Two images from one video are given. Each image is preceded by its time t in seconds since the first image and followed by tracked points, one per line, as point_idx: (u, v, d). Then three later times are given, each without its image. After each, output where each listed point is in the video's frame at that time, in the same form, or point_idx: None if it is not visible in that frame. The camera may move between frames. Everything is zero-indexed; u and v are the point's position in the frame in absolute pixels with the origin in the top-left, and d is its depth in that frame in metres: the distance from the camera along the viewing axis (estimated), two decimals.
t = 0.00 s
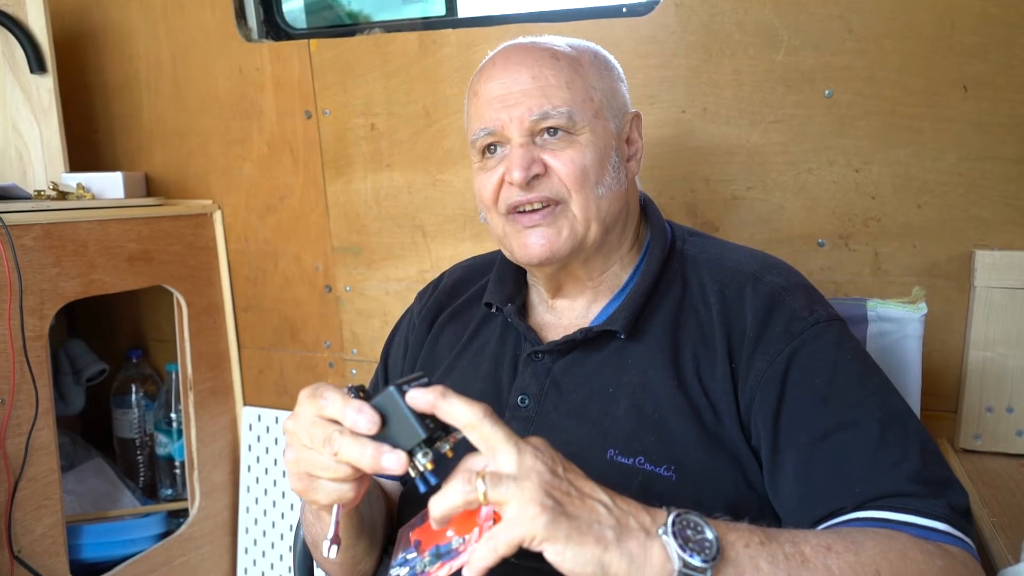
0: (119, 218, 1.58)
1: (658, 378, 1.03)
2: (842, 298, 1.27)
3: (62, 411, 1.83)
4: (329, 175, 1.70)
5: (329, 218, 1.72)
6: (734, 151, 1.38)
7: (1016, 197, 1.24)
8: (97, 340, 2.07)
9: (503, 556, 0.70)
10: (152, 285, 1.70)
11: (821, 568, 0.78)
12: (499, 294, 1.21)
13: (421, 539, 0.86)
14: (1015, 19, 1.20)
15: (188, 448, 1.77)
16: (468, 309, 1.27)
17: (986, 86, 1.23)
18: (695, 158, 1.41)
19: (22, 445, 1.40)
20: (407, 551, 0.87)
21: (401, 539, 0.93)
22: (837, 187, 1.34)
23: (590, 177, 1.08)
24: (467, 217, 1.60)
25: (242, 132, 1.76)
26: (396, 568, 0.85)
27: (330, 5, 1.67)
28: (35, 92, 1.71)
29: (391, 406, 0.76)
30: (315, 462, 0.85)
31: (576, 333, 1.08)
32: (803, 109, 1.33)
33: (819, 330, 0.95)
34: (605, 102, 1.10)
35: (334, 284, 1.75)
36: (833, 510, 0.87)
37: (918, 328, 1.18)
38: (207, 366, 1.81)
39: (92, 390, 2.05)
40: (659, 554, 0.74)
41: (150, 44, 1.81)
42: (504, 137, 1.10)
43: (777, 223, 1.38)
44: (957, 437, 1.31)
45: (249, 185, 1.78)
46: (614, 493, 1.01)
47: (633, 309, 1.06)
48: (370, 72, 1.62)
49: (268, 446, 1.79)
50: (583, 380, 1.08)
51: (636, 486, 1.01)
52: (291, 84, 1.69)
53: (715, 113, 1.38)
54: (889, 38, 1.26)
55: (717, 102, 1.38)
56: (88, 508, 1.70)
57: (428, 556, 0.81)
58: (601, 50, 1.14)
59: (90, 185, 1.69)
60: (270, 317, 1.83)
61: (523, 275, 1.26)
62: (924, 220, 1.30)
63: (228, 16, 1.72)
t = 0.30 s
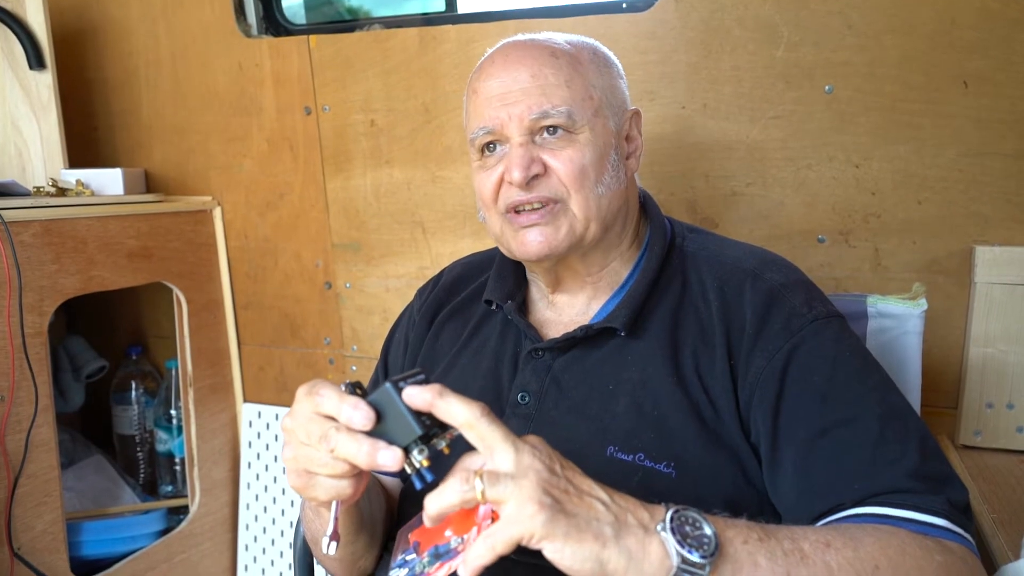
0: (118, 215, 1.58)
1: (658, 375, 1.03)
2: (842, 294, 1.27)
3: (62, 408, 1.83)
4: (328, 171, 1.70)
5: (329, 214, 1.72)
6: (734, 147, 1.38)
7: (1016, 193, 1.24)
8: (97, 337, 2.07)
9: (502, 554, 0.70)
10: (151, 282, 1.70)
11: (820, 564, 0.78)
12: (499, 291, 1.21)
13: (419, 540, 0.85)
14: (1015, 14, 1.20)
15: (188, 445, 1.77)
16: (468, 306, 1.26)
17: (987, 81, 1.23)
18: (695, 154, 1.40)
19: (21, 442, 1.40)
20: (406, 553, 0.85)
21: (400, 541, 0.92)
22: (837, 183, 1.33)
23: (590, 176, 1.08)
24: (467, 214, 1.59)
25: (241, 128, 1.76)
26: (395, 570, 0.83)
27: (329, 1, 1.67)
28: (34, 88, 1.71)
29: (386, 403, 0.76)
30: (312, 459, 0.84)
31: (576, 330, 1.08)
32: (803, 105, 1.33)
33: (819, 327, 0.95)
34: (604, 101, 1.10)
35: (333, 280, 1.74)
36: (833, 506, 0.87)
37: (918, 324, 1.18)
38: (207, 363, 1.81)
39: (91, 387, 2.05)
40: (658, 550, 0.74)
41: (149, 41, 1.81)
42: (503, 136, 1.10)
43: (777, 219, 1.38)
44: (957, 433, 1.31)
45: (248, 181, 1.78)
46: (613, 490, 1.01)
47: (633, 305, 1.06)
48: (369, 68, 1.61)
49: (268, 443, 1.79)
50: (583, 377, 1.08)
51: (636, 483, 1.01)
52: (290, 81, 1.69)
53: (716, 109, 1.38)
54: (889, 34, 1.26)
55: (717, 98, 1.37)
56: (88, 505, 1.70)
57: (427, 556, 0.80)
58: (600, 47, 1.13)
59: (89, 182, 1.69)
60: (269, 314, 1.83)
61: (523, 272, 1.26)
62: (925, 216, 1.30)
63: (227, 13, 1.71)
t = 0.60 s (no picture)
0: (118, 216, 1.58)
1: (658, 375, 1.03)
2: (842, 294, 1.27)
3: (61, 408, 1.83)
4: (328, 171, 1.70)
5: (328, 215, 1.72)
6: (735, 146, 1.38)
7: (1016, 193, 1.24)
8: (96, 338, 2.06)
9: (502, 554, 0.70)
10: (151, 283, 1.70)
11: (821, 564, 0.78)
12: (499, 292, 1.21)
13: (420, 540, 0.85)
14: (1015, 14, 1.20)
15: (187, 446, 1.77)
16: (469, 307, 1.26)
17: (987, 81, 1.23)
18: (695, 154, 1.40)
19: (21, 443, 1.40)
20: (406, 553, 0.85)
21: (402, 540, 0.92)
22: (838, 183, 1.33)
23: (591, 177, 1.08)
24: (466, 214, 1.59)
25: (241, 129, 1.76)
26: (396, 569, 0.83)
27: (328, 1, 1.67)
28: (34, 89, 1.71)
29: (387, 402, 0.76)
30: (312, 459, 0.84)
31: (577, 331, 1.08)
32: (803, 105, 1.33)
33: (819, 327, 0.95)
34: (606, 101, 1.10)
35: (333, 281, 1.74)
36: (833, 506, 0.87)
37: (918, 324, 1.18)
38: (207, 363, 1.80)
39: (91, 387, 2.05)
40: (658, 551, 0.74)
41: (149, 42, 1.81)
42: (505, 136, 1.10)
43: (777, 219, 1.38)
44: (957, 433, 1.31)
45: (248, 182, 1.78)
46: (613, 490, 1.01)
47: (633, 306, 1.06)
48: (369, 69, 1.61)
49: (268, 444, 1.79)
50: (584, 378, 1.07)
51: (636, 483, 1.01)
52: (290, 81, 1.69)
53: (715, 109, 1.38)
54: (889, 33, 1.26)
55: (718, 98, 1.37)
56: (88, 506, 1.70)
57: (427, 556, 0.80)
58: (602, 47, 1.13)
59: (89, 182, 1.69)
60: (269, 315, 1.83)
61: (523, 273, 1.26)
62: (925, 216, 1.30)
63: (227, 13, 1.71)
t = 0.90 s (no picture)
0: (119, 220, 1.58)
1: (660, 378, 1.03)
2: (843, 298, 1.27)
3: (61, 413, 1.82)
4: (329, 176, 1.70)
5: (329, 219, 1.72)
6: (736, 150, 1.38)
7: (1016, 196, 1.24)
8: (97, 343, 2.06)
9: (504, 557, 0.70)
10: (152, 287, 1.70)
11: (826, 567, 0.78)
12: (500, 297, 1.21)
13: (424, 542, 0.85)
14: (1015, 17, 1.20)
15: (187, 451, 1.77)
16: (471, 310, 1.26)
17: (987, 84, 1.23)
18: (695, 158, 1.40)
19: (21, 447, 1.40)
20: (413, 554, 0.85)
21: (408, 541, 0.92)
22: (838, 187, 1.34)
23: (598, 195, 1.08)
24: (467, 218, 1.60)
25: (242, 134, 1.76)
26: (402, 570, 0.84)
27: (328, 7, 1.67)
28: (35, 94, 1.71)
29: (387, 406, 0.75)
30: (312, 463, 0.84)
31: (579, 336, 1.08)
32: (803, 109, 1.33)
33: (821, 330, 0.95)
34: (612, 116, 1.08)
35: (334, 285, 1.74)
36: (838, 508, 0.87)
37: (920, 327, 1.18)
38: (208, 368, 1.80)
39: (92, 392, 2.05)
40: (664, 554, 0.73)
41: (150, 47, 1.81)
42: (511, 154, 1.09)
43: (778, 223, 1.38)
44: (959, 437, 1.31)
45: (249, 187, 1.78)
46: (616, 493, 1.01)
47: (634, 309, 1.06)
48: (369, 73, 1.62)
49: (268, 448, 1.79)
50: (585, 382, 1.07)
51: (638, 486, 1.00)
52: (291, 86, 1.69)
53: (716, 113, 1.38)
54: (889, 37, 1.26)
55: (718, 102, 1.37)
56: (88, 511, 1.70)
57: (432, 557, 0.81)
58: (607, 55, 1.11)
59: (90, 187, 1.69)
60: (270, 319, 1.83)
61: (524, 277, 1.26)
62: (925, 219, 1.30)
63: (228, 18, 1.72)
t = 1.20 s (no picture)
0: (118, 223, 1.57)
1: (661, 378, 1.03)
2: (843, 299, 1.27)
3: (60, 417, 1.82)
4: (328, 179, 1.70)
5: (328, 222, 1.72)
6: (735, 152, 1.38)
7: (1015, 197, 1.24)
8: (95, 347, 2.06)
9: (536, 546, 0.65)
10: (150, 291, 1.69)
11: (865, 554, 0.76)
12: (501, 293, 1.21)
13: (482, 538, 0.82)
14: (1012, 19, 1.20)
15: (185, 455, 1.76)
16: (470, 310, 1.26)
17: (985, 86, 1.23)
18: (694, 160, 1.41)
19: (19, 452, 1.39)
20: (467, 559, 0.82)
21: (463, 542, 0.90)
22: (837, 188, 1.34)
23: (602, 163, 1.08)
24: (466, 221, 1.60)
25: (241, 137, 1.76)
26: None
27: (327, 12, 1.67)
28: (34, 98, 1.71)
29: (366, 397, 0.77)
30: (289, 454, 0.84)
31: (578, 334, 1.08)
32: (802, 111, 1.33)
33: (823, 331, 0.95)
34: (620, 96, 1.11)
35: (332, 288, 1.74)
36: (851, 510, 0.86)
37: (920, 328, 1.18)
38: (207, 372, 1.80)
39: (90, 396, 2.04)
40: (719, 533, 0.68)
41: (149, 51, 1.81)
42: (520, 118, 1.11)
43: (777, 224, 1.38)
44: (960, 438, 1.31)
45: (247, 190, 1.78)
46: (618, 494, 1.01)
47: (633, 307, 1.06)
48: (368, 76, 1.62)
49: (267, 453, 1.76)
50: (584, 382, 1.07)
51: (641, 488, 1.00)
52: (290, 89, 1.69)
53: (715, 114, 1.38)
54: (887, 39, 1.27)
55: (716, 104, 1.38)
56: (86, 516, 1.69)
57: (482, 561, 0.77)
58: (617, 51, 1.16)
59: (88, 190, 1.69)
60: (268, 323, 1.82)
61: (524, 276, 1.26)
62: (924, 221, 1.30)
63: (226, 22, 1.72)
